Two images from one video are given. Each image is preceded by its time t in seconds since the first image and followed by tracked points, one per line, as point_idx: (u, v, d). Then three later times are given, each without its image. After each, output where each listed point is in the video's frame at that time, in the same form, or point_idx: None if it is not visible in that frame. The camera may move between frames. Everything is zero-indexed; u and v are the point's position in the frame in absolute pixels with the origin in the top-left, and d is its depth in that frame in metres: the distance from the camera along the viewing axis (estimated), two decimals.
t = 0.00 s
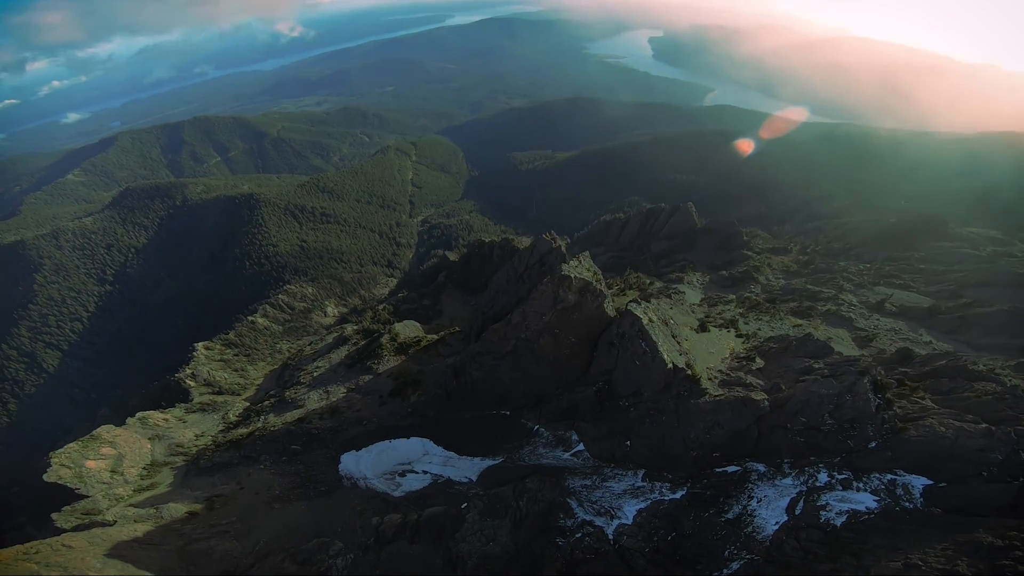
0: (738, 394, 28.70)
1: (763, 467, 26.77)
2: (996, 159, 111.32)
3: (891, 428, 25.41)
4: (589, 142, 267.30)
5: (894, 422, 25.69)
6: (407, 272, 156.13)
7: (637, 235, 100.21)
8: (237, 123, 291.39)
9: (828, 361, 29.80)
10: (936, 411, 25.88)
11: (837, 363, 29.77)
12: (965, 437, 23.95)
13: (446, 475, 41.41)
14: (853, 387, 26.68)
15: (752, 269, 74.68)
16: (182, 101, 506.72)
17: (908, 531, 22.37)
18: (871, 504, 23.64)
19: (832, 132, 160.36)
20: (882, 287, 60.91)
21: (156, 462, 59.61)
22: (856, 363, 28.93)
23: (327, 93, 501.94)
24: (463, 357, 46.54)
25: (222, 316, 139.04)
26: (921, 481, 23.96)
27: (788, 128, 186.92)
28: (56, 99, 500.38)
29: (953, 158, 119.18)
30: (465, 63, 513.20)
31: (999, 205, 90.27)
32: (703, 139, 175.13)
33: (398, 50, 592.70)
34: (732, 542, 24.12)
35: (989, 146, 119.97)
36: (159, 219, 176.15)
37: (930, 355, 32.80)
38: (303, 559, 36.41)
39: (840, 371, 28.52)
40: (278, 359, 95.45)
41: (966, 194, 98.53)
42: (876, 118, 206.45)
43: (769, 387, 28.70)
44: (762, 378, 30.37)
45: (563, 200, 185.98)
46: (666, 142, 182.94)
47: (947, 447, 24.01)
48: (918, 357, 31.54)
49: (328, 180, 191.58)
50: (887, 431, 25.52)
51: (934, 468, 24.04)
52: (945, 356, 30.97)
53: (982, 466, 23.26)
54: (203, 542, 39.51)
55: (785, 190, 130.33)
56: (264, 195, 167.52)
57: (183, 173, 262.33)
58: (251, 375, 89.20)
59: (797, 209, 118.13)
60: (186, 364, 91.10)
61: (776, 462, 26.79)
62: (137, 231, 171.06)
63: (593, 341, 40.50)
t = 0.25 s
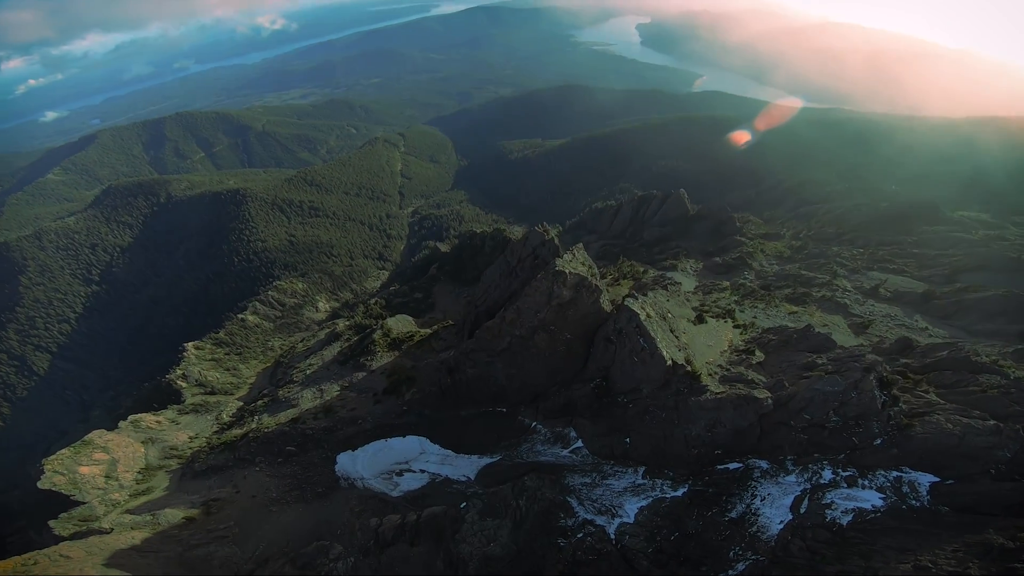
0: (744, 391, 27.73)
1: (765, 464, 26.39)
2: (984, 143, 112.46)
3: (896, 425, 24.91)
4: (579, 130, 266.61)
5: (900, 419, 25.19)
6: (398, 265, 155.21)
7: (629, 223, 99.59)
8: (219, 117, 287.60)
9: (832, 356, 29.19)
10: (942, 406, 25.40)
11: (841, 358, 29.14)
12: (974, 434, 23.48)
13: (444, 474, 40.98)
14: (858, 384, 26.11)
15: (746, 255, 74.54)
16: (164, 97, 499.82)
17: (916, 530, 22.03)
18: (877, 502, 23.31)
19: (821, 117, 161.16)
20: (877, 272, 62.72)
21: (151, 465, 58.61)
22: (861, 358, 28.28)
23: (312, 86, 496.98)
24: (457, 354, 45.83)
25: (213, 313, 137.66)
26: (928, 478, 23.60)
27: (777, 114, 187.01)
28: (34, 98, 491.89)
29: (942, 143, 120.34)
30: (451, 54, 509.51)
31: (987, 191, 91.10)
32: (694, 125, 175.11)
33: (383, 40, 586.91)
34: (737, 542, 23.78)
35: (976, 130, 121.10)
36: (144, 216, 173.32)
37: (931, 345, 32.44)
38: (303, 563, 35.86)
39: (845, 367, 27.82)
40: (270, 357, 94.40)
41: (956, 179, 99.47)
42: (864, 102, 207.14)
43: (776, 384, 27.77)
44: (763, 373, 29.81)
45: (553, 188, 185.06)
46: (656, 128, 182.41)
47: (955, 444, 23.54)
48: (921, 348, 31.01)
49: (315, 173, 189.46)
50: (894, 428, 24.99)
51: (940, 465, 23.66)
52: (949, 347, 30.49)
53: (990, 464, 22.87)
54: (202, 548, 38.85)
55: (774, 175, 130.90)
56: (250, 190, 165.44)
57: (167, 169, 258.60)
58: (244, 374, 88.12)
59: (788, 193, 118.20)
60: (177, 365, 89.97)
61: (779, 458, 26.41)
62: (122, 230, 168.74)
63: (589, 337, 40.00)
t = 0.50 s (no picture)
0: (748, 389, 27.08)
1: (770, 460, 25.99)
2: (970, 125, 113.40)
3: (903, 420, 24.35)
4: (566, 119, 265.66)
5: (907, 413, 24.62)
6: (388, 259, 154.16)
7: (620, 210, 98.95)
8: (199, 115, 284.36)
9: (836, 349, 28.50)
10: (951, 400, 24.79)
11: (845, 351, 28.46)
12: (984, 430, 22.91)
13: (442, 474, 40.51)
14: (864, 379, 25.41)
15: (738, 241, 74.26)
16: (143, 96, 492.49)
17: (927, 528, 21.52)
18: (885, 498, 22.89)
19: (807, 102, 161.95)
20: (868, 255, 63.19)
21: (146, 470, 57.45)
22: (865, 352, 27.57)
23: (294, 81, 491.55)
24: (451, 352, 45.03)
25: (202, 313, 136.14)
26: (935, 474, 23.12)
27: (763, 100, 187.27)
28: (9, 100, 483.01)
29: (927, 127, 121.54)
30: (435, 45, 505.62)
31: (970, 175, 92.28)
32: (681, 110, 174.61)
33: (365, 32, 581.01)
34: (744, 541, 23.36)
35: (960, 114, 122.29)
36: (126, 217, 170.87)
37: (932, 333, 32.10)
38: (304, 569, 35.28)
39: (849, 362, 27.04)
40: (262, 357, 93.29)
41: (943, 162, 100.23)
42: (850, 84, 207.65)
43: (779, 379, 27.23)
44: (765, 367, 29.19)
45: (542, 176, 184.03)
46: (643, 115, 181.89)
47: (964, 440, 23.09)
48: (924, 338, 30.52)
49: (300, 169, 187.40)
50: (901, 423, 24.44)
51: (949, 460, 23.18)
52: (952, 336, 30.05)
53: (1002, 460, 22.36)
54: (202, 556, 38.19)
55: (762, 160, 131.19)
56: (234, 187, 163.33)
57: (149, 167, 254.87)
58: (236, 375, 87.02)
59: (777, 177, 118.15)
60: (167, 368, 88.94)
61: (782, 453, 25.99)
62: (105, 232, 166.48)
63: (585, 333, 39.42)
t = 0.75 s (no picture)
0: (750, 384, 26.55)
1: (773, 454, 25.71)
2: (949, 111, 115.28)
3: (910, 413, 23.91)
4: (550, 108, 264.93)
5: (912, 406, 24.20)
6: (377, 253, 153.01)
7: (608, 197, 98.43)
8: (175, 114, 280.05)
9: (838, 339, 27.88)
10: (957, 390, 24.22)
11: (847, 341, 27.86)
12: (992, 421, 22.33)
13: (440, 475, 40.11)
14: (869, 371, 24.88)
15: (728, 225, 74.00)
16: (118, 96, 483.58)
17: (940, 523, 21.13)
18: (893, 492, 22.56)
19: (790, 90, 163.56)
20: (858, 236, 63.48)
21: (142, 479, 56.08)
22: (867, 342, 27.00)
23: (273, 78, 485.48)
24: (443, 350, 44.29)
25: (188, 316, 134.46)
26: (945, 466, 22.83)
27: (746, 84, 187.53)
28: None
29: (907, 113, 123.47)
30: (414, 37, 501.20)
31: (952, 156, 93.28)
32: (665, 96, 174.41)
33: (343, 26, 574.40)
34: (752, 538, 23.02)
35: (939, 99, 123.82)
36: (105, 221, 168.11)
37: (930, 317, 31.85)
38: None
39: (853, 354, 26.26)
40: (253, 359, 91.99)
41: (924, 146, 101.64)
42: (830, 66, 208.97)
43: (782, 373, 26.74)
44: (766, 359, 28.67)
45: (528, 165, 182.91)
46: (627, 102, 181.65)
47: (972, 432, 22.60)
48: (924, 323, 30.09)
49: (283, 166, 185.08)
50: (907, 415, 24.01)
51: (958, 452, 22.77)
52: (952, 320, 29.67)
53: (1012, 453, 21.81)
54: (201, 565, 37.33)
55: (745, 145, 131.72)
56: (214, 186, 161.03)
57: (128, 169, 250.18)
58: (227, 378, 85.70)
59: (763, 161, 118.36)
60: (156, 374, 87.77)
61: (786, 448, 25.65)
62: (85, 237, 163.80)
63: (580, 328, 38.82)
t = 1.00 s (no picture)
0: (753, 378, 26.03)
1: (777, 447, 25.32)
2: (929, 94, 116.37)
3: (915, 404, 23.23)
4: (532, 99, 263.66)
5: (917, 396, 23.45)
6: (363, 250, 151.63)
7: (596, 185, 97.80)
8: (148, 115, 275.28)
9: (840, 329, 27.44)
10: (963, 378, 23.52)
11: (849, 330, 27.42)
12: (1001, 413, 21.59)
13: (439, 476, 39.78)
14: (875, 363, 24.25)
15: (716, 210, 73.72)
16: (91, 100, 473.85)
17: (952, 517, 20.95)
18: (902, 485, 22.21)
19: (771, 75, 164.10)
20: (847, 218, 63.61)
21: (138, 490, 53.88)
22: (869, 332, 26.59)
23: (250, 78, 479.70)
24: (436, 350, 43.52)
25: (174, 321, 132.49)
26: (953, 457, 22.18)
27: (726, 70, 187.95)
28: None
29: (889, 96, 124.34)
30: (392, 31, 496.49)
31: (933, 137, 94.30)
32: (647, 82, 173.80)
33: (320, 22, 567.22)
34: (762, 535, 22.78)
35: (918, 83, 125.25)
36: (83, 227, 165.27)
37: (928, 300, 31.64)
38: None
39: (856, 345, 25.97)
40: (243, 362, 90.52)
41: (906, 127, 102.45)
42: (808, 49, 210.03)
43: (786, 367, 26.37)
44: (766, 350, 28.23)
45: (512, 154, 181.73)
46: (610, 89, 180.80)
47: (981, 423, 21.82)
48: (924, 306, 29.71)
49: (263, 165, 182.54)
50: (913, 406, 23.33)
51: (968, 443, 22.10)
52: (952, 303, 29.32)
53: None
54: None
55: (729, 131, 131.94)
56: (192, 187, 158.67)
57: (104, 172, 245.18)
58: (217, 383, 84.23)
59: (748, 144, 118.49)
60: (144, 382, 86.31)
61: (791, 440, 25.17)
62: (64, 244, 160.70)
63: (575, 324, 37.85)
